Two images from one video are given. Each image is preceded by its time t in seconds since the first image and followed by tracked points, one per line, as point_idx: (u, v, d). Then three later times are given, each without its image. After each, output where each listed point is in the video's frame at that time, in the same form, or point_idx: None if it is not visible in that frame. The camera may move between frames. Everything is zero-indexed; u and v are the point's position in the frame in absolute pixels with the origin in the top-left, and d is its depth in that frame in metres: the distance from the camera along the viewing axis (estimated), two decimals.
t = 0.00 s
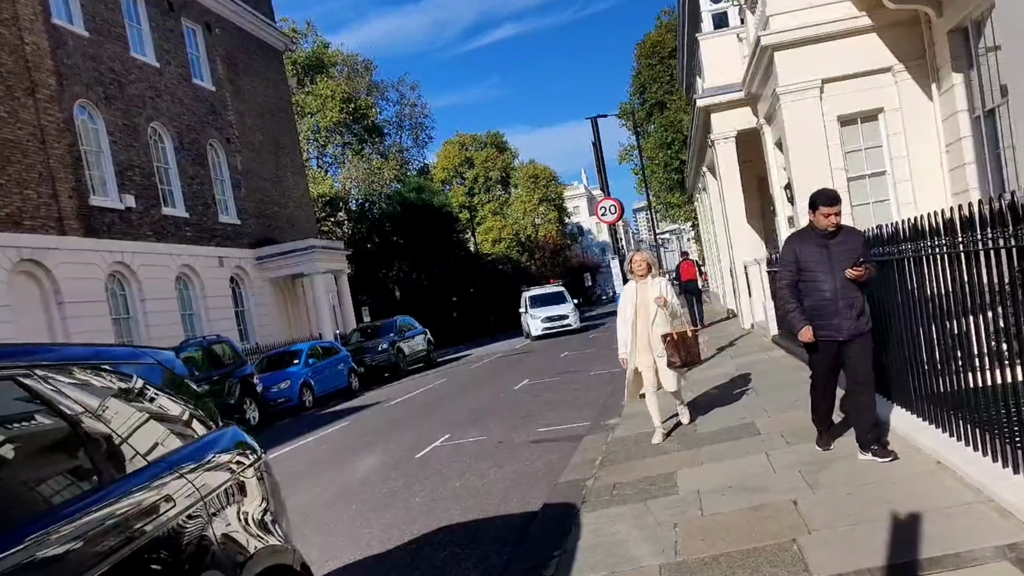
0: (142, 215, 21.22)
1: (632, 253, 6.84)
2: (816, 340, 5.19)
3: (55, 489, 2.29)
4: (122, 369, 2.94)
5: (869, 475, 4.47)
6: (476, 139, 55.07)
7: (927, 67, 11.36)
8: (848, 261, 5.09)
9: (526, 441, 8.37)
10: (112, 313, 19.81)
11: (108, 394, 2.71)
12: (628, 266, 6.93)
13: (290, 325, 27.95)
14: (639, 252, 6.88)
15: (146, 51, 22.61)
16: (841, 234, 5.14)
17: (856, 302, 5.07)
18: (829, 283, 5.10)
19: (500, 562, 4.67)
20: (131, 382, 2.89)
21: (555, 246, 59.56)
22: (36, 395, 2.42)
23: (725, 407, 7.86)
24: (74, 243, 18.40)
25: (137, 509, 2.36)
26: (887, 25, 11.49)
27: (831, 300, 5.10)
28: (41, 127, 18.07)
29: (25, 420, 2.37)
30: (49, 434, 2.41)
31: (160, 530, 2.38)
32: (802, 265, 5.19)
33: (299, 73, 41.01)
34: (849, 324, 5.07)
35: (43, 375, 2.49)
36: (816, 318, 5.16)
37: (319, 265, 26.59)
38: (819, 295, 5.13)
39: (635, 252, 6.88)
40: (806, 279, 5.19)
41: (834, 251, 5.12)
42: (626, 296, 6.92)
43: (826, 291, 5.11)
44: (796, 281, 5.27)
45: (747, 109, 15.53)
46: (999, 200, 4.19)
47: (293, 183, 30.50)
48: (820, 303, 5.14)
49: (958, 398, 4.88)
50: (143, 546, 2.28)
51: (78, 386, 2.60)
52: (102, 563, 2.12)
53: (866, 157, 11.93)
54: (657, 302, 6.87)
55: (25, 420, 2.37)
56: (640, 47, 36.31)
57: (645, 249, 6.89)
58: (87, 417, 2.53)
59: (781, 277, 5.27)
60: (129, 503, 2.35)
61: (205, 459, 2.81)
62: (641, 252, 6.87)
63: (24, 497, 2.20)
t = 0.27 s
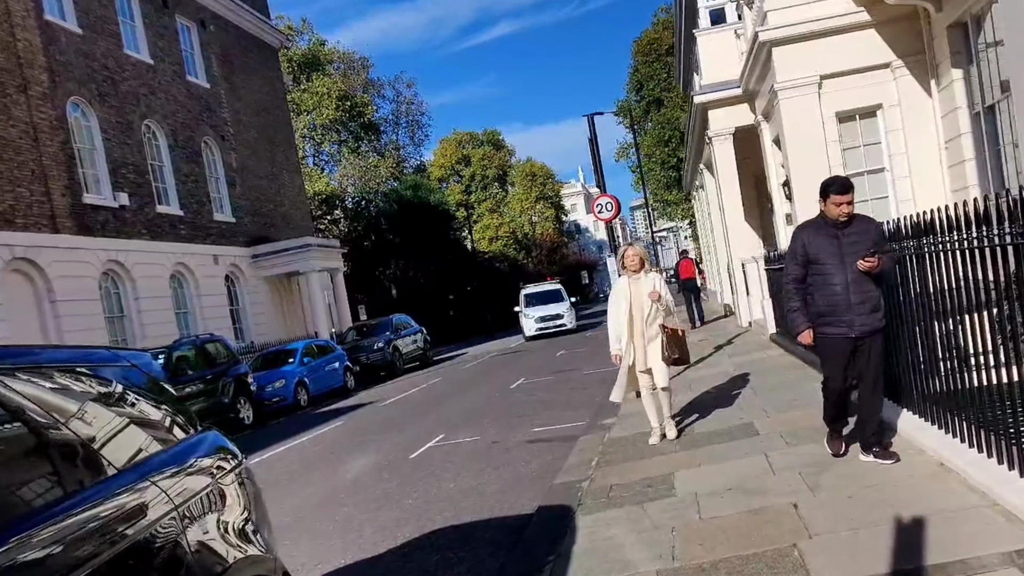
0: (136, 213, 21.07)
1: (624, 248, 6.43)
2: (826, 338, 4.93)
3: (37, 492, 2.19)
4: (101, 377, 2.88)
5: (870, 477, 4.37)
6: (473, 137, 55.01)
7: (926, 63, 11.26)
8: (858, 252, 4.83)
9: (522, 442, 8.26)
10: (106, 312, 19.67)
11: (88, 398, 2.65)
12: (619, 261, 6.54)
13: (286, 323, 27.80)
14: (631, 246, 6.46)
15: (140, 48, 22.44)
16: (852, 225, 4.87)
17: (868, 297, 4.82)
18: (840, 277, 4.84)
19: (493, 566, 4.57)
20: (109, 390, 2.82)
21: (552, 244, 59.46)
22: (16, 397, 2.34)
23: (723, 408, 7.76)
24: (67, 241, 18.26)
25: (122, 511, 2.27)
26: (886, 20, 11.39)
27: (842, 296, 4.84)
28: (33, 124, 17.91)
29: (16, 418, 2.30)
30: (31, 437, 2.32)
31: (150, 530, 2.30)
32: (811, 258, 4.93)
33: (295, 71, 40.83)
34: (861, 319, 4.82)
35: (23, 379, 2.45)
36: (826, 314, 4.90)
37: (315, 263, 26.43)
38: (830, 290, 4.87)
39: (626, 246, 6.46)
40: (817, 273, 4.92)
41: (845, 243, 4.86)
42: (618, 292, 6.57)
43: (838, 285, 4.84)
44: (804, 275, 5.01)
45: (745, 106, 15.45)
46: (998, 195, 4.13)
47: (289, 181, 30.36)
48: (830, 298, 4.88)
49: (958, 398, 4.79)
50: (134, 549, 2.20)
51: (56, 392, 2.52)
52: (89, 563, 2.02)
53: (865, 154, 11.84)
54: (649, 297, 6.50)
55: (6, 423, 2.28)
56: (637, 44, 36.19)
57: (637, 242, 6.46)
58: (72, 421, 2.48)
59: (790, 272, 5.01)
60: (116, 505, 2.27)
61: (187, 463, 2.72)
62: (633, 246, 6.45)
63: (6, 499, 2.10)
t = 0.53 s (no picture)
0: (131, 210, 20.94)
1: (620, 244, 6.17)
2: (831, 339, 4.62)
3: (17, 492, 2.15)
4: (84, 378, 2.82)
5: (871, 478, 4.28)
6: (471, 134, 54.96)
7: (926, 58, 11.17)
8: (867, 245, 4.53)
9: (518, 440, 8.18)
10: (101, 309, 19.56)
11: (71, 400, 2.61)
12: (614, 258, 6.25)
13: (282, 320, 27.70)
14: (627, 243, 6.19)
15: (134, 44, 22.30)
16: (860, 217, 4.58)
17: (878, 292, 4.53)
18: (847, 273, 4.55)
19: (488, 569, 4.48)
20: (91, 392, 2.76)
21: (550, 241, 59.37)
22: None
23: (722, 406, 7.67)
24: (61, 238, 18.14)
25: (106, 509, 2.22)
26: (886, 14, 11.29)
27: (851, 291, 4.55)
28: (26, 120, 17.78)
29: (1, 419, 2.28)
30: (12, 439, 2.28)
31: (138, 528, 2.25)
32: (818, 251, 4.65)
33: (292, 67, 40.66)
34: (869, 315, 4.52)
35: (3, 379, 2.42)
36: (833, 310, 4.60)
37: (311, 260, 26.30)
38: (839, 285, 4.58)
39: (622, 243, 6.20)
40: (825, 267, 4.63)
41: (854, 236, 4.55)
42: (612, 291, 6.24)
43: (848, 280, 4.55)
44: (811, 270, 4.74)
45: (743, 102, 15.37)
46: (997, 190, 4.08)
47: (285, 178, 30.23)
48: (839, 293, 4.58)
49: (960, 396, 4.69)
50: (123, 546, 2.16)
51: (35, 395, 2.47)
52: (75, 563, 1.97)
53: (865, 149, 11.75)
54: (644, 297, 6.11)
55: None
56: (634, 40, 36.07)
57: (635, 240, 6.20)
58: (54, 422, 2.44)
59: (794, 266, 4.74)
60: (100, 503, 2.22)
61: (171, 463, 2.65)
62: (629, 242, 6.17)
63: None
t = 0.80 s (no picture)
0: (127, 207, 20.82)
1: (619, 241, 6.06)
2: (843, 345, 4.21)
3: None
4: (62, 382, 2.73)
5: (874, 477, 4.17)
6: (470, 130, 54.84)
7: (927, 51, 11.05)
8: (878, 242, 4.12)
9: (515, 438, 8.08)
10: (97, 306, 19.44)
11: (48, 403, 2.52)
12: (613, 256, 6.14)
13: (279, 317, 27.58)
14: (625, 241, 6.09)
15: (130, 39, 22.16)
16: (870, 212, 4.17)
17: (891, 294, 4.11)
18: (859, 273, 4.14)
19: (482, 570, 4.38)
20: (69, 395, 2.66)
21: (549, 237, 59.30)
22: None
23: (721, 403, 7.56)
24: (57, 235, 18.03)
25: (84, 511, 2.14)
26: (886, 7, 11.16)
27: (865, 293, 4.13)
28: (21, 115, 17.65)
29: None
30: None
31: (116, 527, 2.18)
32: (827, 251, 4.23)
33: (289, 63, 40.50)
34: (884, 318, 4.10)
35: None
36: (845, 314, 4.19)
37: (309, 257, 26.18)
38: (850, 286, 4.17)
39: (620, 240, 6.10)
40: (835, 267, 4.22)
41: (865, 232, 4.14)
42: (609, 290, 6.12)
43: (860, 281, 4.14)
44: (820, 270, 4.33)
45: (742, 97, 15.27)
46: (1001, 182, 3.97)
47: (283, 174, 30.12)
48: (850, 295, 4.17)
49: (964, 393, 4.58)
50: (99, 545, 2.09)
51: (12, 397, 2.38)
52: (51, 561, 1.92)
53: (865, 143, 11.63)
54: (642, 296, 6.00)
55: None
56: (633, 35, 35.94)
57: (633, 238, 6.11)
58: (32, 423, 2.36)
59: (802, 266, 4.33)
60: (79, 503, 2.15)
61: (150, 464, 2.55)
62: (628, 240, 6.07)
63: None
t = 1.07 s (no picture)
0: (124, 206, 20.70)
1: (615, 235, 5.84)
2: (855, 346, 3.93)
3: None
4: (37, 391, 2.62)
5: (878, 482, 4.05)
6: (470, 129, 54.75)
7: (930, 46, 10.91)
8: (891, 236, 3.83)
9: (513, 439, 7.95)
10: (94, 306, 19.33)
11: (22, 411, 2.42)
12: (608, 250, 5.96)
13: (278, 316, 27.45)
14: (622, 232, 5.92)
15: (126, 37, 22.03)
16: (881, 204, 3.88)
17: (905, 292, 3.82)
18: (870, 270, 3.85)
19: None
20: (45, 405, 2.55)
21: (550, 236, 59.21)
22: None
23: (724, 403, 7.42)
24: (52, 235, 17.91)
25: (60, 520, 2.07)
26: (888, 2, 11.02)
27: (877, 292, 3.84)
28: (15, 114, 17.53)
29: None
30: None
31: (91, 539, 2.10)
32: (835, 247, 3.95)
33: (288, 62, 40.39)
34: (899, 318, 3.81)
35: None
36: (855, 314, 3.90)
37: (307, 256, 26.04)
38: (860, 285, 3.89)
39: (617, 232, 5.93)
40: (844, 264, 3.94)
41: (875, 226, 3.85)
42: (604, 286, 5.91)
43: (871, 279, 3.86)
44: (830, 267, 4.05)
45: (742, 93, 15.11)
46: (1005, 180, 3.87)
47: (281, 173, 29.99)
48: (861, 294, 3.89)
49: (967, 394, 4.47)
50: (64, 558, 1.99)
51: None
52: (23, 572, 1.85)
53: (866, 140, 11.49)
54: (640, 293, 5.80)
55: None
56: (633, 33, 35.79)
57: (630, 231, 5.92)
58: (5, 432, 2.28)
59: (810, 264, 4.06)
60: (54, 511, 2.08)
61: (126, 473, 2.44)
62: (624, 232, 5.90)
63: None
